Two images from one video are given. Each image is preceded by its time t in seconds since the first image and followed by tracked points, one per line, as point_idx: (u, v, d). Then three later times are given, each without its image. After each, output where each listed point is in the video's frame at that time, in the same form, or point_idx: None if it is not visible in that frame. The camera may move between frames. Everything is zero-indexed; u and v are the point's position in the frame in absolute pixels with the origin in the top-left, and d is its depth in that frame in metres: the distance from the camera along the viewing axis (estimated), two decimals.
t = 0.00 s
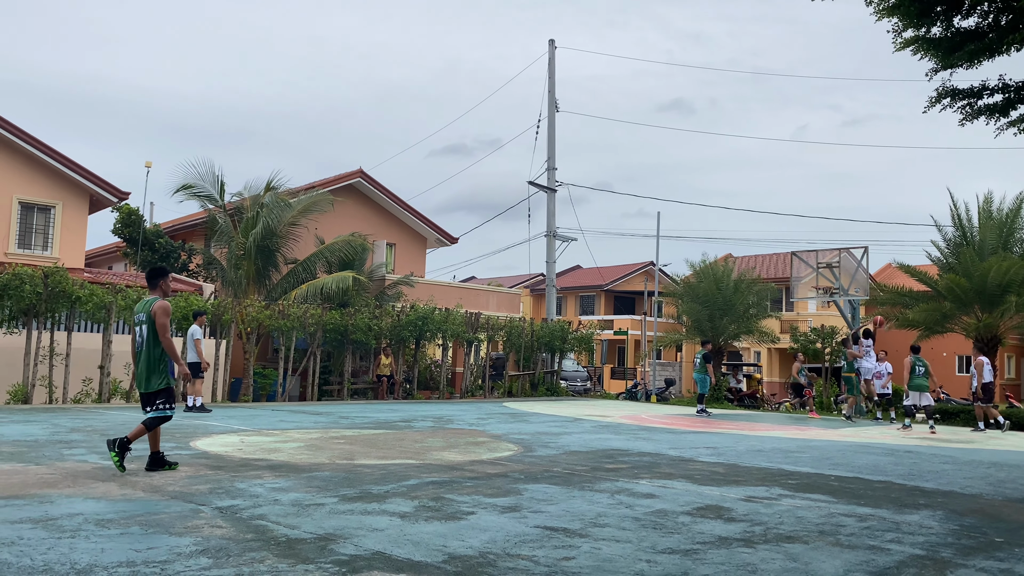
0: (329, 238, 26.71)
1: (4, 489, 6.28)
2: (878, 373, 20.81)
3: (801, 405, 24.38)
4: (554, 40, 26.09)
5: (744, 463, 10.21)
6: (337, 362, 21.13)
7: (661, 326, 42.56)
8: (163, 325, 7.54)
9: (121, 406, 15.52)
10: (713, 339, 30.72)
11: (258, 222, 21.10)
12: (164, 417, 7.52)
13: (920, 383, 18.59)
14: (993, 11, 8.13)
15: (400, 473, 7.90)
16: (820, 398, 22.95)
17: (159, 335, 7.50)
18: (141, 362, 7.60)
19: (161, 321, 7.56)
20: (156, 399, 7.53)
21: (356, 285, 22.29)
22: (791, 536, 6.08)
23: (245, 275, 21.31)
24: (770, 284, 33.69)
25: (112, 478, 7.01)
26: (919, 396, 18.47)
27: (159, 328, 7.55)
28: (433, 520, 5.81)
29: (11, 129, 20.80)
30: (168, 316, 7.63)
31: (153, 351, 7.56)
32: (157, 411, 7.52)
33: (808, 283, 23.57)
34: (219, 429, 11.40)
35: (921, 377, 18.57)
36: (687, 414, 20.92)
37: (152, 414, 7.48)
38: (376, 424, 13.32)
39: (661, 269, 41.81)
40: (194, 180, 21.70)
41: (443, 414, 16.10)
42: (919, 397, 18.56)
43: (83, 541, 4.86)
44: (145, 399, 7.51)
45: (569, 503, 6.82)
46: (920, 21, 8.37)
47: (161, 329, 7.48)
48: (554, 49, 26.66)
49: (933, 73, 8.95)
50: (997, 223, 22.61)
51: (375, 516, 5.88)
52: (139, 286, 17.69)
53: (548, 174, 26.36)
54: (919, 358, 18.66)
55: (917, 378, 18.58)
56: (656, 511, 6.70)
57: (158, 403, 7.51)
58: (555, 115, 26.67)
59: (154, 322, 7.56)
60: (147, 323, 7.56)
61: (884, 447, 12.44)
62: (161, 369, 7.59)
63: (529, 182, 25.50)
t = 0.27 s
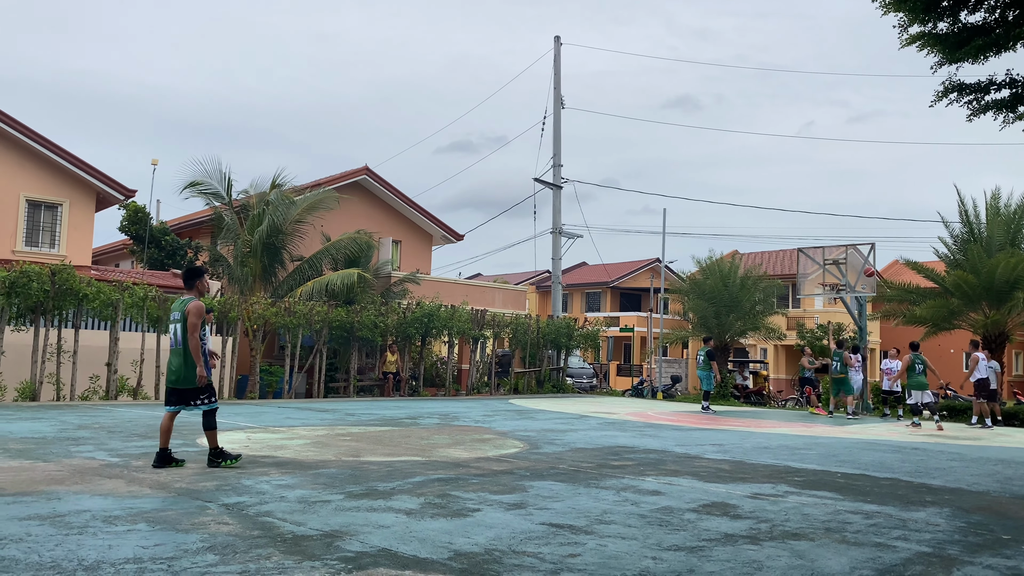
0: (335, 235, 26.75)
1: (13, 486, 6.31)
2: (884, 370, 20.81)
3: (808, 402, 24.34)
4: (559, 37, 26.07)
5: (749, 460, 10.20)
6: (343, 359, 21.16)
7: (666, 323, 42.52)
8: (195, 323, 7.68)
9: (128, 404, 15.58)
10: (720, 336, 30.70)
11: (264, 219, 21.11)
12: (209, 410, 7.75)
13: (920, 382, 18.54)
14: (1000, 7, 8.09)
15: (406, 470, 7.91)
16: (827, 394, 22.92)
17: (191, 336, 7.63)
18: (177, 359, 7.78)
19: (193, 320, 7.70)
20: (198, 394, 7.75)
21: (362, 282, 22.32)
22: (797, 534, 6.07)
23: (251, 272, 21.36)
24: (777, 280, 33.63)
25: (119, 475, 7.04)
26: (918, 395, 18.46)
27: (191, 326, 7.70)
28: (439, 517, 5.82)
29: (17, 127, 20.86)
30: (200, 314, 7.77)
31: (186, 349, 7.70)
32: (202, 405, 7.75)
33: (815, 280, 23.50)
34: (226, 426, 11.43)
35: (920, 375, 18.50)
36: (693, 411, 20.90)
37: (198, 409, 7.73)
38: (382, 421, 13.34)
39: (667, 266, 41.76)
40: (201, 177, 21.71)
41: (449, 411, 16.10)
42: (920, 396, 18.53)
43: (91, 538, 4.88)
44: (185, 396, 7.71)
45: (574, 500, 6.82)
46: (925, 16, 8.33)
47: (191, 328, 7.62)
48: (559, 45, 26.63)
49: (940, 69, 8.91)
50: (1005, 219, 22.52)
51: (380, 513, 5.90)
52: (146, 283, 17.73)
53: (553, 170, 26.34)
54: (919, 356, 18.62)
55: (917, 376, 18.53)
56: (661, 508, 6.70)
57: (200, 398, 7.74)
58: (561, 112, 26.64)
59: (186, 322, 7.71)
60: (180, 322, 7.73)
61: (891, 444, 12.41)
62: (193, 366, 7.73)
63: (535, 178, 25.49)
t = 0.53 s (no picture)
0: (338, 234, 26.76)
1: (18, 484, 6.33)
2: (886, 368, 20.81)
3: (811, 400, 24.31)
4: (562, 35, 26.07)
5: (753, 458, 10.19)
6: (347, 357, 21.15)
7: (670, 321, 42.49)
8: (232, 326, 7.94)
9: (132, 402, 15.59)
10: (723, 333, 30.70)
11: (267, 218, 21.11)
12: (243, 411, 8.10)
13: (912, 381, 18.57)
14: (1004, 3, 8.06)
15: (409, 468, 7.92)
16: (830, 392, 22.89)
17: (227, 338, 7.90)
18: (214, 361, 8.08)
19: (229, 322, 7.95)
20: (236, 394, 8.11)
21: (365, 281, 22.33)
22: (801, 531, 6.06)
23: (255, 270, 21.37)
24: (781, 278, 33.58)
25: (124, 473, 7.05)
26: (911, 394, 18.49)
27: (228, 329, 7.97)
28: (443, 515, 5.83)
29: (21, 125, 20.89)
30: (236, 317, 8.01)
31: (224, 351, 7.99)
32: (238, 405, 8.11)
33: (819, 277, 23.45)
34: (230, 424, 11.45)
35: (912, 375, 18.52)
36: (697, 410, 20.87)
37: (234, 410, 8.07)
38: (385, 419, 13.35)
39: (670, 264, 41.71)
40: (205, 176, 21.71)
41: (452, 409, 16.11)
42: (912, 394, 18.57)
43: (96, 535, 4.89)
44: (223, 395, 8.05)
45: (578, 498, 6.82)
46: (929, 13, 8.31)
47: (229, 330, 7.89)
48: (563, 43, 26.62)
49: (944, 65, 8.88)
50: (1009, 217, 22.46)
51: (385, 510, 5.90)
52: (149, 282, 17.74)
53: (557, 168, 26.32)
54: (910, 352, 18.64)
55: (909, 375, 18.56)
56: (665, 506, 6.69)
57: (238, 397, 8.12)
58: (564, 110, 26.61)
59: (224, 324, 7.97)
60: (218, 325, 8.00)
61: (895, 442, 12.39)
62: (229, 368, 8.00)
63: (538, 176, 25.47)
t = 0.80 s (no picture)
0: (340, 232, 26.76)
1: (21, 482, 6.33)
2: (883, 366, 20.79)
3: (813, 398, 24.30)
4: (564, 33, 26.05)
5: (755, 456, 10.19)
6: (349, 355, 21.14)
7: (672, 319, 42.44)
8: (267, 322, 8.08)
9: (134, 400, 15.62)
10: (725, 332, 30.70)
11: (269, 216, 21.10)
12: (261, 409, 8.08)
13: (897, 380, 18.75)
14: None
15: (411, 466, 7.92)
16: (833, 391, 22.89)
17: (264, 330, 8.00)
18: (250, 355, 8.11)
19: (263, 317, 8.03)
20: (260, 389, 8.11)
21: (367, 279, 22.34)
22: (803, 529, 6.06)
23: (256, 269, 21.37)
24: (783, 276, 33.57)
25: (126, 471, 7.06)
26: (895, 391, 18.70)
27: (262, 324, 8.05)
28: (445, 513, 5.82)
29: (23, 125, 20.90)
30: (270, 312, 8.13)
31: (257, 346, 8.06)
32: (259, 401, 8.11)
33: (821, 275, 23.42)
34: (232, 422, 11.46)
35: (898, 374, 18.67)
36: (698, 408, 20.88)
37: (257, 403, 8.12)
38: (387, 417, 13.34)
39: (672, 262, 41.69)
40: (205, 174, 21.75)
41: (453, 408, 16.11)
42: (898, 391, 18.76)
43: (98, 534, 4.90)
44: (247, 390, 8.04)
45: (580, 496, 6.82)
46: (931, 10, 8.29)
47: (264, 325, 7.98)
48: (564, 41, 26.59)
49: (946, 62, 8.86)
50: (1011, 214, 22.44)
51: (387, 509, 5.90)
52: (151, 281, 17.77)
53: (558, 167, 26.30)
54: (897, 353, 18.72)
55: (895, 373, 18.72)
56: (667, 504, 6.69)
57: (261, 394, 8.09)
58: (565, 108, 26.60)
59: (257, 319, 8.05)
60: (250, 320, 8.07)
61: (897, 440, 12.38)
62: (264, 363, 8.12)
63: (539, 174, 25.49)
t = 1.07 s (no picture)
0: (340, 232, 26.77)
1: (22, 482, 6.34)
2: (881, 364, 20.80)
3: (814, 397, 24.30)
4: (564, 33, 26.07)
5: (756, 455, 10.19)
6: (349, 355, 21.10)
7: (673, 319, 42.42)
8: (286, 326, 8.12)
9: (135, 400, 15.63)
10: (726, 331, 30.69)
11: (269, 215, 21.09)
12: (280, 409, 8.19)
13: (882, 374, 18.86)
14: None
15: (412, 466, 7.93)
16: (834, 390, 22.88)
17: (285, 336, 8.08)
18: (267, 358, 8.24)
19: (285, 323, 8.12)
20: (277, 391, 8.21)
21: (368, 279, 22.34)
22: (804, 528, 6.06)
23: (257, 269, 21.37)
24: (783, 275, 33.54)
25: (127, 471, 7.07)
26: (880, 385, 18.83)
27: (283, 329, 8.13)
28: (446, 513, 5.83)
29: (23, 125, 20.91)
30: (292, 316, 8.24)
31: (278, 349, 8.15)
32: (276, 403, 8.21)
33: (821, 274, 23.41)
34: (233, 422, 11.47)
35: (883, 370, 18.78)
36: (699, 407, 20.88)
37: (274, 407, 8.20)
38: (388, 417, 13.35)
39: (672, 261, 41.69)
40: (206, 174, 21.75)
41: (454, 408, 16.12)
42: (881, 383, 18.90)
43: (99, 533, 4.90)
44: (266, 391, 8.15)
45: (581, 495, 6.82)
46: (932, 9, 8.28)
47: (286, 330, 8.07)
48: (565, 40, 26.60)
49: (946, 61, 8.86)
50: (1012, 213, 22.44)
51: (388, 508, 5.91)
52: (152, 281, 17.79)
53: (559, 166, 26.30)
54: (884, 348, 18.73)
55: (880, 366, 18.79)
56: (668, 503, 6.69)
57: (277, 396, 8.20)
58: (566, 108, 26.61)
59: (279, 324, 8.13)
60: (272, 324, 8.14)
61: (898, 438, 12.39)
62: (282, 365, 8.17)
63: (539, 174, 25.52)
